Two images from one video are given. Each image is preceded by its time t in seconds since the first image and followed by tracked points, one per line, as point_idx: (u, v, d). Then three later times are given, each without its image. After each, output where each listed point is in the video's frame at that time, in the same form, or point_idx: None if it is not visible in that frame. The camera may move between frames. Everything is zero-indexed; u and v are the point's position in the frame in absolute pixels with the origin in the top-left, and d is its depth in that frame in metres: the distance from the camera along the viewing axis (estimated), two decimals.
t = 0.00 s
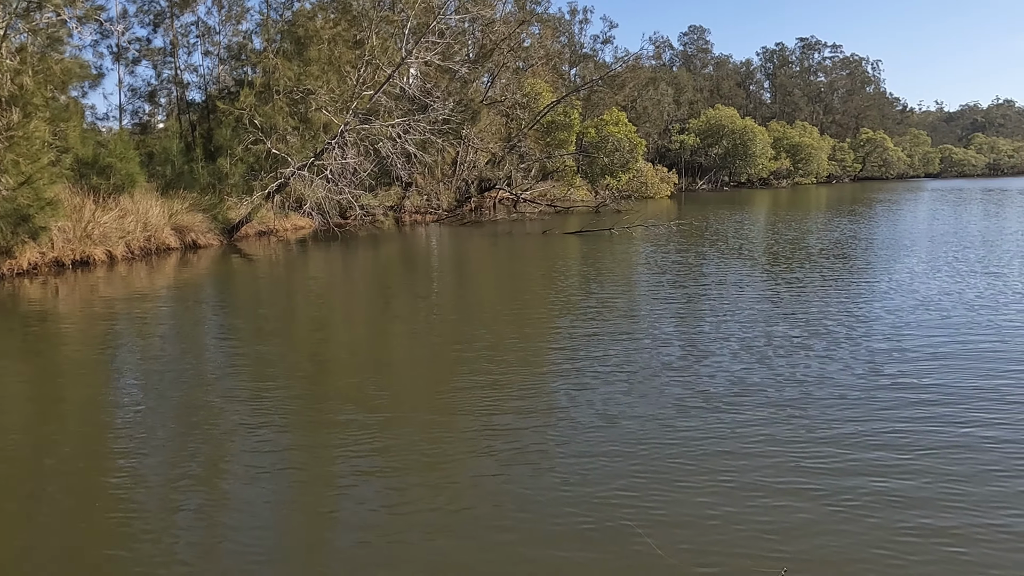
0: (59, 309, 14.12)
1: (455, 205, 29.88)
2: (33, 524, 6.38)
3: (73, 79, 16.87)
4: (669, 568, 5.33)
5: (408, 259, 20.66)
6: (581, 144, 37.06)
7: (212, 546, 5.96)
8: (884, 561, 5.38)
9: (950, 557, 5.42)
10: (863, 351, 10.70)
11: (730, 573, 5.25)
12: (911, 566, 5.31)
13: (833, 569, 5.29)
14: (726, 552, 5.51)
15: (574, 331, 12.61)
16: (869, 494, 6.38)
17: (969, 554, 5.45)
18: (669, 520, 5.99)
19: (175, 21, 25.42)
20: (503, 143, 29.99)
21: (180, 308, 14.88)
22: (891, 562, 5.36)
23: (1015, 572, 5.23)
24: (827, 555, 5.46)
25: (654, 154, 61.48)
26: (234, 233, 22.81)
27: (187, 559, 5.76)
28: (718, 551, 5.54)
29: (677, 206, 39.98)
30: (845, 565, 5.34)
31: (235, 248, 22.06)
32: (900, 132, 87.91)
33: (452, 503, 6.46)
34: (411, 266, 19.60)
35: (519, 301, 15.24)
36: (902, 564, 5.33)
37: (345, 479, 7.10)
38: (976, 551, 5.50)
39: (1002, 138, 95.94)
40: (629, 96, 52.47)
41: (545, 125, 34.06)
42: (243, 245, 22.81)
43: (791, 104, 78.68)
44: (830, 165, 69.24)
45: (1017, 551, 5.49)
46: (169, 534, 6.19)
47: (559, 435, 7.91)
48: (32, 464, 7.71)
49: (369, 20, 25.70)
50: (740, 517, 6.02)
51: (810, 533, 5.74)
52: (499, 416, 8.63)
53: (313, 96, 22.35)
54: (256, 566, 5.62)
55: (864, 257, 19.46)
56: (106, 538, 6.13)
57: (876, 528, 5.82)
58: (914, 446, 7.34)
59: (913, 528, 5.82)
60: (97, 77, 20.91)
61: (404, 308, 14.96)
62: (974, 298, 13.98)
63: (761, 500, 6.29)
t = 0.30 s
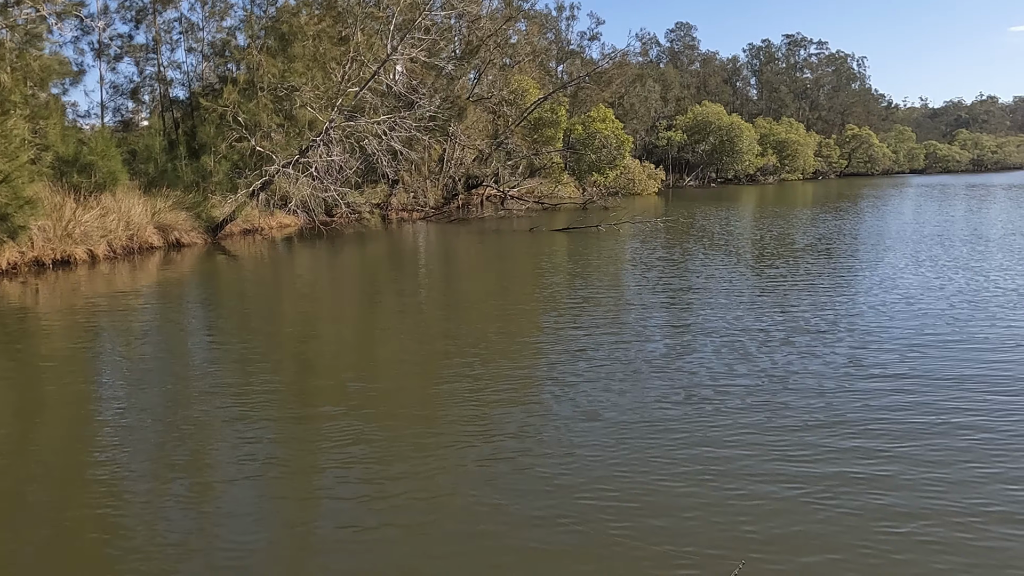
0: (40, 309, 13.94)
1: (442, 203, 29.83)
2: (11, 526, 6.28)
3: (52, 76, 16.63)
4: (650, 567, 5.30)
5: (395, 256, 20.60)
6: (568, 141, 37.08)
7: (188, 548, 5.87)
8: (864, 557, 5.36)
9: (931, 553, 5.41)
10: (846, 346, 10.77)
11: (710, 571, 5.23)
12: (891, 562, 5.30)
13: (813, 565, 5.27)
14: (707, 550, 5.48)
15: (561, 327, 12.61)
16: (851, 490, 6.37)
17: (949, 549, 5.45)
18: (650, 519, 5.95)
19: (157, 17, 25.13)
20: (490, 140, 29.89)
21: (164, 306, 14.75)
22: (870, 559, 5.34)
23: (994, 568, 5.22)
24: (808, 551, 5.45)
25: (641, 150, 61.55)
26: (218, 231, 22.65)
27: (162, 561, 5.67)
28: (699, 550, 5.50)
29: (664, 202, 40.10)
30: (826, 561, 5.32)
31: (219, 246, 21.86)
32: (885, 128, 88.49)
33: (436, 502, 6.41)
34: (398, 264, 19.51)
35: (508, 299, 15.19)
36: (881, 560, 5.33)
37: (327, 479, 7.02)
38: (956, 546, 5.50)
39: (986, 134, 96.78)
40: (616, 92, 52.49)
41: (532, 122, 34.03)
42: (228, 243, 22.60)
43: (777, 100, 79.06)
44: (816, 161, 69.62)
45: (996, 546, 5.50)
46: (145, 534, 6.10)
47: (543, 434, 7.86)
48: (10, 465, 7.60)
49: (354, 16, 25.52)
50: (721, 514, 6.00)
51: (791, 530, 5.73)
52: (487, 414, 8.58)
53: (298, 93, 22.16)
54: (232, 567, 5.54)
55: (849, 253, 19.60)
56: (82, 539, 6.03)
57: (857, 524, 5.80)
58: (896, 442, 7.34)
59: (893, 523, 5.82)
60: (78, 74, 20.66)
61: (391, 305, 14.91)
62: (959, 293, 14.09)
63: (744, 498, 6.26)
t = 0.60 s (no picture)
0: (10, 308, 13.68)
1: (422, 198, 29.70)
2: None
3: (20, 71, 16.31)
4: (623, 561, 5.30)
5: (376, 252, 20.46)
6: (548, 135, 37.06)
7: (157, 548, 5.79)
8: (835, 548, 5.40)
9: (901, 542, 5.46)
10: (824, 338, 10.84)
11: (684, 564, 5.23)
12: (861, 552, 5.34)
13: (785, 557, 5.30)
14: (681, 543, 5.49)
15: (543, 322, 12.58)
16: (824, 481, 6.41)
17: (919, 538, 5.50)
18: (625, 513, 5.95)
19: (130, 11, 24.72)
20: (470, 135, 29.77)
21: (139, 305, 14.55)
22: (841, 549, 5.38)
23: (963, 556, 5.27)
24: (780, 542, 5.48)
25: (621, 144, 61.66)
26: (194, 228, 22.38)
27: (131, 561, 5.58)
28: (673, 543, 5.50)
29: (644, 196, 40.21)
30: (798, 552, 5.35)
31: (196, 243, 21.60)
32: (862, 122, 89.37)
33: (410, 499, 6.37)
34: (378, 259, 19.39)
35: (489, 294, 15.14)
36: (852, 549, 5.37)
37: (302, 476, 6.95)
38: (926, 535, 5.55)
39: (961, 127, 98.02)
40: (596, 87, 52.52)
41: (512, 116, 33.93)
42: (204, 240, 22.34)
43: (755, 94, 79.58)
44: (794, 155, 70.17)
45: (965, 534, 5.56)
46: (115, 533, 6.01)
47: (520, 429, 7.83)
48: None
49: (331, 10, 25.10)
50: (696, 507, 6.01)
51: (765, 522, 5.76)
52: (466, 410, 8.53)
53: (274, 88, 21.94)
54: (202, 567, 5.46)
55: (828, 245, 19.77)
56: (50, 539, 5.93)
57: (829, 515, 5.84)
58: (869, 433, 7.40)
59: (866, 513, 5.87)
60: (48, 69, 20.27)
61: (372, 302, 14.79)
62: (935, 285, 14.24)
63: (719, 491, 6.28)
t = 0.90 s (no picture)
0: None
1: (393, 190, 29.49)
2: None
3: None
4: (593, 553, 5.28)
5: (347, 245, 20.27)
6: (519, 126, 36.97)
7: (119, 548, 5.65)
8: (802, 535, 5.43)
9: (867, 528, 5.50)
10: (794, 326, 10.96)
11: (652, 554, 5.24)
12: (827, 538, 5.38)
13: (752, 546, 5.32)
14: (650, 534, 5.49)
15: (517, 314, 12.56)
16: (792, 469, 6.45)
17: (884, 524, 5.55)
18: (594, 506, 5.94)
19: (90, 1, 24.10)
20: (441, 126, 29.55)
21: (104, 301, 14.25)
22: (806, 536, 5.42)
23: (925, 541, 5.35)
24: (748, 531, 5.51)
25: (593, 135, 61.73)
26: (160, 222, 21.98)
27: (90, 562, 5.45)
28: (642, 534, 5.50)
29: (616, 187, 40.28)
30: (765, 541, 5.38)
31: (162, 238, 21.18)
32: (830, 111, 90.45)
33: (378, 495, 6.30)
34: (350, 253, 19.18)
35: (462, 286, 15.04)
36: (818, 536, 5.41)
37: (271, 474, 6.84)
38: (892, 520, 5.60)
39: (925, 117, 99.61)
40: (567, 77, 52.50)
41: (484, 107, 33.72)
42: (170, 235, 21.90)
43: (725, 84, 80.14)
44: (764, 144, 70.85)
45: (929, 519, 5.62)
46: (74, 535, 5.86)
47: (491, 422, 7.81)
48: None
49: None
50: (666, 498, 6.01)
51: (733, 512, 5.77)
52: (438, 403, 8.48)
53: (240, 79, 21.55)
54: (163, 568, 5.34)
55: (797, 234, 20.00)
56: (7, 541, 5.76)
57: (796, 503, 5.88)
58: (836, 420, 7.47)
59: (831, 500, 5.92)
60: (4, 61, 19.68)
61: (344, 295, 14.65)
62: (903, 272, 14.43)
63: (689, 481, 6.29)
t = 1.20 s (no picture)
0: None
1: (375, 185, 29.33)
2: None
3: None
4: (571, 549, 5.32)
5: (329, 241, 20.14)
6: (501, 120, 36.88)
7: (97, 550, 5.62)
8: (778, 527, 5.51)
9: (842, 519, 5.59)
10: (774, 318, 11.04)
11: (631, 549, 5.29)
12: (803, 530, 5.45)
13: (728, 539, 5.39)
14: (628, 529, 5.54)
15: (500, 308, 12.55)
16: (769, 461, 6.53)
17: (858, 515, 5.64)
18: (574, 501, 5.98)
19: None
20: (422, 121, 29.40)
21: (82, 300, 14.07)
22: (782, 528, 5.50)
23: (897, 531, 5.44)
24: (725, 524, 5.57)
25: (575, 129, 61.67)
26: (138, 220, 21.73)
27: (67, 564, 5.41)
28: (621, 529, 5.56)
29: (599, 181, 40.29)
30: (742, 534, 5.45)
31: (140, 236, 20.95)
32: (810, 105, 91.02)
33: (359, 493, 6.30)
34: (332, 249, 19.08)
35: (445, 282, 14.99)
36: (793, 528, 5.48)
37: (251, 473, 6.81)
38: (865, 511, 5.69)
39: (904, 109, 100.49)
40: (549, 71, 52.42)
41: (466, 102, 33.48)
42: (149, 232, 21.66)
43: (707, 78, 80.37)
44: (745, 138, 71.20)
45: (902, 509, 5.71)
46: (52, 537, 5.82)
47: (472, 418, 7.83)
48: None
49: None
50: (645, 493, 6.05)
51: (710, 506, 5.83)
52: (421, 399, 8.47)
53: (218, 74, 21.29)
54: (142, 570, 5.31)
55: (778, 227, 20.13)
56: None
57: (773, 495, 5.96)
58: (813, 411, 7.55)
59: (807, 492, 6.00)
60: None
61: (327, 292, 14.56)
62: (882, 264, 14.58)
63: (667, 475, 6.35)
